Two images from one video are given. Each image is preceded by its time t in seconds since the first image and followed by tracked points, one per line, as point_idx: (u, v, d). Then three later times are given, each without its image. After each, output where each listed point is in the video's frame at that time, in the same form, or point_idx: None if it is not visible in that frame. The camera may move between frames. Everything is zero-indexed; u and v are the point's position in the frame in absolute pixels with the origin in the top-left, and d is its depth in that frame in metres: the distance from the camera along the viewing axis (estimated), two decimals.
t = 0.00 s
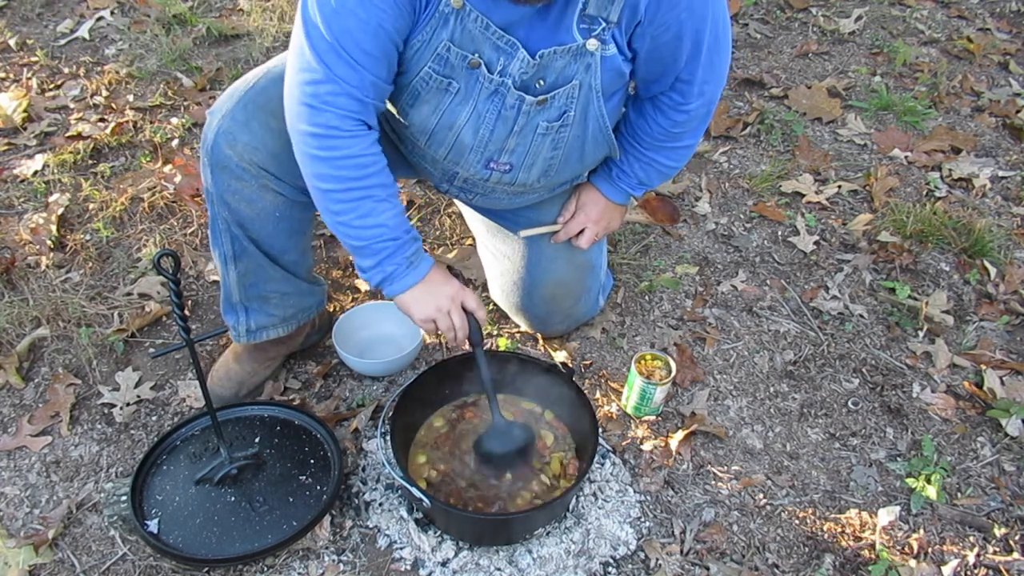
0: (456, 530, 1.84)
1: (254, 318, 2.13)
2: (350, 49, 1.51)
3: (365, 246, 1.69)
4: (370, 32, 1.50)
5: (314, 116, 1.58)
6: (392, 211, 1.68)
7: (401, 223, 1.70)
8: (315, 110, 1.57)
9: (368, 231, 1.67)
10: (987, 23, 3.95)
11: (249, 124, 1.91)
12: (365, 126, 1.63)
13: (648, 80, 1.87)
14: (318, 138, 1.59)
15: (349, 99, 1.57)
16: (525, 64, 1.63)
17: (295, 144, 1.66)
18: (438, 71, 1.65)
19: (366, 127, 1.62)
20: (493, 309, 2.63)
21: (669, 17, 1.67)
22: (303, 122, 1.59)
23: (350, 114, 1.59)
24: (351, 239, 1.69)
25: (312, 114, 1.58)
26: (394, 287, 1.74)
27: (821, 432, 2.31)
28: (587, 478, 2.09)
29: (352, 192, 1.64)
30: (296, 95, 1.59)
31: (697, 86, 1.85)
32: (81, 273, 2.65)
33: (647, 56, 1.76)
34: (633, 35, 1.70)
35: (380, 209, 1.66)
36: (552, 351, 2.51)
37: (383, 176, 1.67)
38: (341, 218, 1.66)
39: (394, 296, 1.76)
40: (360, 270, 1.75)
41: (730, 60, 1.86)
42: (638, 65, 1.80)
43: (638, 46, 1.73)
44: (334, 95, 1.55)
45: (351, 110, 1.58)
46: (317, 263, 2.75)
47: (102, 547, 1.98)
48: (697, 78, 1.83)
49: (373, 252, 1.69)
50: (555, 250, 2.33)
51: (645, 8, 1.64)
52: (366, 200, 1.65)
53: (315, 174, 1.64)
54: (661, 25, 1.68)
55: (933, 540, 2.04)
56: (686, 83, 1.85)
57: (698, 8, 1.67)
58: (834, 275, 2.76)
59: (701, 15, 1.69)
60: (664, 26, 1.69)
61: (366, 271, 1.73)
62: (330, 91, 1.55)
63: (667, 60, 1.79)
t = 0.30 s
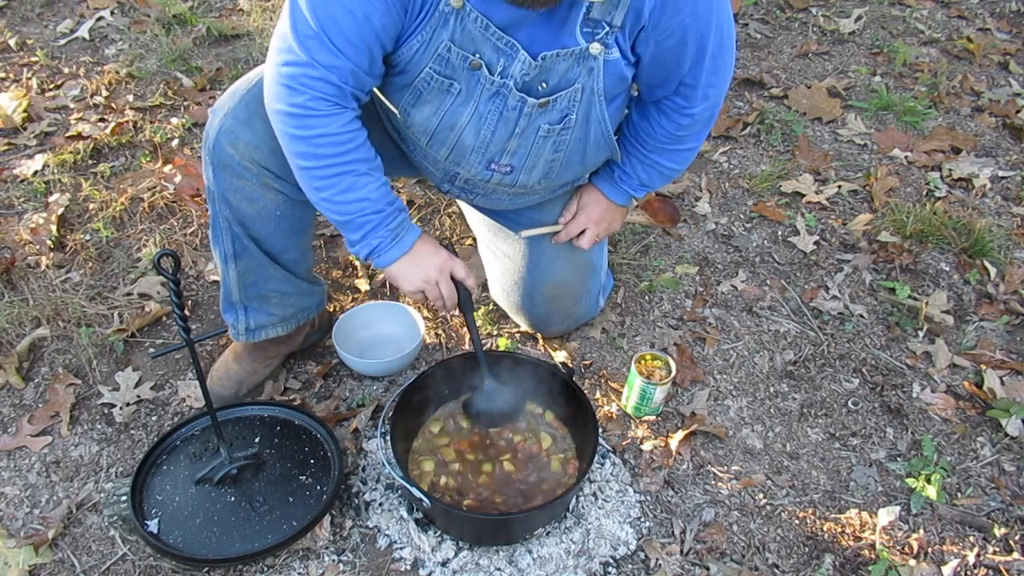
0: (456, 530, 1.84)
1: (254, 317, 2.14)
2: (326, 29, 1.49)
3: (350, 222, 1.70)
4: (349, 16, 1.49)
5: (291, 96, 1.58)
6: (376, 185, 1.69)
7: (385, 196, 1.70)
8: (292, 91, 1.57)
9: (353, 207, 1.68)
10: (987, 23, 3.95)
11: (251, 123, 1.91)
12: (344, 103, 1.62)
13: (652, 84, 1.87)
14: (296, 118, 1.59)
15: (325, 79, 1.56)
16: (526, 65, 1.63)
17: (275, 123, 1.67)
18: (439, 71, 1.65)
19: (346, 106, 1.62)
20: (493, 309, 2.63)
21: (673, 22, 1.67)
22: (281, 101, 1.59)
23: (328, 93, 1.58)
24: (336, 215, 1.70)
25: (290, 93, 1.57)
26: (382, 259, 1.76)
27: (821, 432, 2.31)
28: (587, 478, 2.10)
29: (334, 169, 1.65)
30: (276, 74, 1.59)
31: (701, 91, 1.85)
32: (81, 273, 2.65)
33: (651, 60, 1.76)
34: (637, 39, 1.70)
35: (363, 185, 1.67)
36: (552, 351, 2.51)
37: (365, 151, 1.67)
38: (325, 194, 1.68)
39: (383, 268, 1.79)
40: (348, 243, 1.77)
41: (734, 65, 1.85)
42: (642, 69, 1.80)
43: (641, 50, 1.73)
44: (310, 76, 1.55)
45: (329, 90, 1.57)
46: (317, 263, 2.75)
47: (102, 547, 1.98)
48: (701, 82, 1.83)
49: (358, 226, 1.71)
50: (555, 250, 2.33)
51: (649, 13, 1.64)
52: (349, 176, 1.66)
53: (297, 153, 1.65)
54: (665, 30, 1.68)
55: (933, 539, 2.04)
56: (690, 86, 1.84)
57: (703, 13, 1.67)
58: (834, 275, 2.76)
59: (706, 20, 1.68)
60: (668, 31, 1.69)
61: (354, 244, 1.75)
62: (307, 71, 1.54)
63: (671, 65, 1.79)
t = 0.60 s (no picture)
0: (456, 530, 1.84)
1: (254, 318, 2.14)
2: (366, 55, 1.52)
3: (369, 253, 1.68)
4: (378, 37, 1.51)
5: (326, 122, 1.57)
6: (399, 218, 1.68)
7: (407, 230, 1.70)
8: (327, 116, 1.57)
9: (375, 239, 1.67)
10: (987, 23, 3.95)
11: (252, 124, 1.91)
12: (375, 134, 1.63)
13: (652, 84, 1.87)
14: (329, 144, 1.59)
15: (360, 106, 1.57)
16: (529, 67, 1.63)
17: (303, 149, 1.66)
18: (441, 73, 1.65)
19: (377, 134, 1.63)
20: (493, 309, 2.63)
21: (673, 22, 1.66)
22: (313, 128, 1.59)
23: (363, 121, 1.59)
24: (356, 245, 1.68)
25: (324, 121, 1.57)
26: (395, 296, 1.72)
27: (821, 432, 2.31)
28: (587, 478, 2.10)
29: (360, 198, 1.64)
30: (308, 103, 1.58)
31: (702, 90, 1.85)
32: (81, 273, 2.65)
33: (651, 60, 1.76)
34: (637, 39, 1.70)
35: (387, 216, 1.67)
36: (552, 351, 2.51)
37: (390, 183, 1.67)
38: (347, 224, 1.66)
39: (395, 305, 1.75)
40: (362, 278, 1.74)
41: (734, 64, 1.85)
42: (642, 69, 1.80)
43: (642, 50, 1.73)
44: (347, 102, 1.56)
45: (363, 117, 1.59)
46: (317, 263, 2.75)
47: (102, 547, 1.98)
48: (702, 81, 1.83)
49: (376, 259, 1.69)
50: (555, 250, 2.33)
51: (649, 13, 1.64)
52: (374, 206, 1.65)
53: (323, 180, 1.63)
54: (666, 29, 1.68)
55: (933, 540, 2.04)
56: (690, 86, 1.84)
57: (703, 13, 1.66)
58: (834, 275, 2.76)
59: (706, 20, 1.68)
60: (668, 31, 1.68)
61: (369, 278, 1.72)
62: (345, 98, 1.55)
63: (671, 65, 1.79)
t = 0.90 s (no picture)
0: (456, 530, 1.84)
1: (255, 319, 2.14)
2: (373, 59, 1.52)
3: (362, 260, 1.68)
4: (383, 38, 1.51)
5: (329, 123, 1.58)
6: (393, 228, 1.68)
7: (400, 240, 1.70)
8: (330, 118, 1.57)
9: (369, 246, 1.66)
10: (987, 23, 3.95)
11: (252, 126, 1.91)
12: (377, 140, 1.63)
13: (652, 84, 1.87)
14: (330, 145, 1.59)
15: (364, 110, 1.58)
16: (531, 67, 1.63)
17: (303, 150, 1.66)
18: (443, 74, 1.65)
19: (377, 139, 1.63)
20: (493, 309, 2.63)
21: (674, 22, 1.66)
22: (316, 130, 1.59)
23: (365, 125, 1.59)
24: (349, 251, 1.67)
25: (327, 123, 1.57)
26: (383, 306, 1.71)
27: (821, 432, 2.31)
28: (587, 478, 2.10)
29: (357, 203, 1.64)
30: (311, 105, 1.59)
31: (702, 90, 1.85)
32: (81, 273, 2.65)
33: (652, 60, 1.76)
34: (638, 40, 1.70)
35: (382, 224, 1.66)
36: (551, 352, 2.51)
37: (388, 192, 1.67)
38: (342, 229, 1.66)
39: (382, 316, 1.73)
40: (351, 286, 1.73)
41: (735, 64, 1.85)
42: (643, 69, 1.80)
43: (643, 50, 1.73)
44: (352, 106, 1.56)
45: (365, 121, 1.59)
46: (317, 263, 2.75)
47: (102, 547, 1.98)
48: (702, 81, 1.83)
49: (368, 267, 1.68)
50: (556, 250, 2.33)
51: (651, 13, 1.63)
52: (371, 212, 1.65)
53: (322, 183, 1.63)
54: (667, 30, 1.68)
55: (933, 540, 2.04)
56: (690, 86, 1.84)
57: (704, 13, 1.66)
58: (834, 275, 2.76)
59: (707, 20, 1.68)
60: (669, 31, 1.68)
61: (358, 286, 1.71)
62: (348, 102, 1.56)
63: (672, 65, 1.78)
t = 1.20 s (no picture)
0: (456, 530, 1.84)
1: (256, 319, 2.13)
2: (358, 55, 1.52)
3: (364, 247, 1.71)
4: (374, 38, 1.51)
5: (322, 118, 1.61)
6: (395, 214, 1.69)
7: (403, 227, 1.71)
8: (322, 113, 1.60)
9: (369, 234, 1.69)
10: (987, 23, 3.95)
11: (253, 127, 1.91)
12: (373, 132, 1.64)
13: (655, 85, 1.87)
14: (324, 139, 1.62)
15: (354, 105, 1.59)
16: (532, 69, 1.63)
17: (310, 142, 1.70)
18: (445, 75, 1.65)
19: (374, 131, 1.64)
20: (493, 309, 2.63)
21: (677, 23, 1.66)
22: (313, 124, 1.63)
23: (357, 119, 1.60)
24: (353, 238, 1.72)
25: (321, 117, 1.61)
26: (389, 290, 1.74)
27: (821, 432, 2.31)
28: (587, 478, 2.10)
29: (355, 194, 1.66)
30: (309, 99, 1.62)
31: (705, 92, 1.85)
32: (81, 273, 2.65)
33: (655, 62, 1.76)
34: (641, 41, 1.70)
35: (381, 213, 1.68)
36: (552, 351, 2.51)
37: (389, 180, 1.68)
38: (345, 217, 1.70)
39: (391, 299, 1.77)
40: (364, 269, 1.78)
41: (738, 66, 1.84)
42: (646, 70, 1.80)
43: (645, 52, 1.72)
44: (339, 102, 1.58)
45: (357, 116, 1.60)
46: (317, 263, 2.75)
47: (102, 547, 1.98)
48: (705, 83, 1.82)
49: (370, 253, 1.72)
50: (556, 250, 2.33)
51: (653, 15, 1.63)
52: (369, 202, 1.67)
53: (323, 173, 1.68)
54: (669, 31, 1.67)
55: (933, 540, 2.04)
56: (692, 88, 1.84)
57: (707, 15, 1.66)
58: (834, 275, 2.76)
59: (710, 22, 1.67)
60: (672, 32, 1.68)
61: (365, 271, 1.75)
62: (336, 97, 1.57)
63: (675, 67, 1.78)
